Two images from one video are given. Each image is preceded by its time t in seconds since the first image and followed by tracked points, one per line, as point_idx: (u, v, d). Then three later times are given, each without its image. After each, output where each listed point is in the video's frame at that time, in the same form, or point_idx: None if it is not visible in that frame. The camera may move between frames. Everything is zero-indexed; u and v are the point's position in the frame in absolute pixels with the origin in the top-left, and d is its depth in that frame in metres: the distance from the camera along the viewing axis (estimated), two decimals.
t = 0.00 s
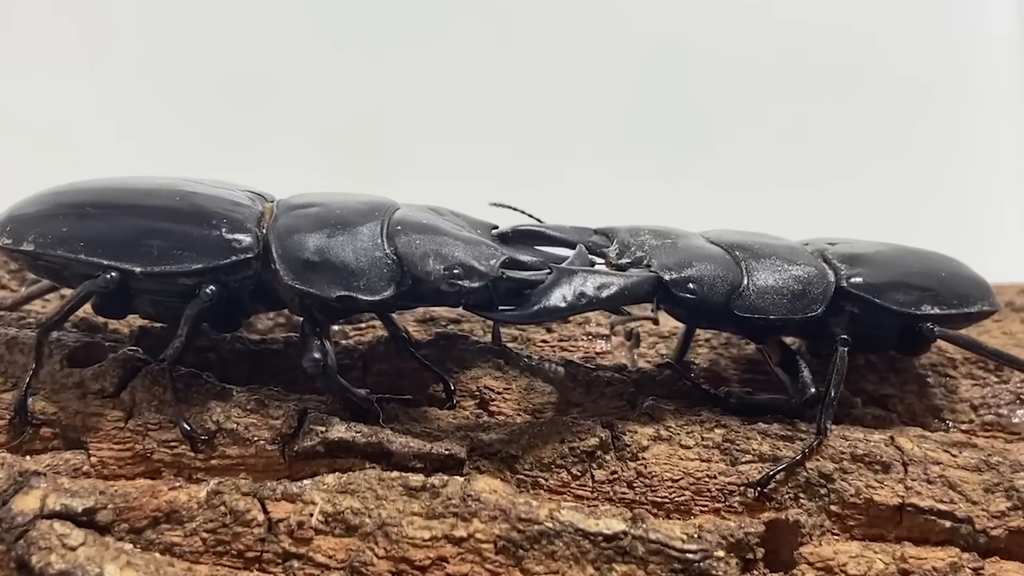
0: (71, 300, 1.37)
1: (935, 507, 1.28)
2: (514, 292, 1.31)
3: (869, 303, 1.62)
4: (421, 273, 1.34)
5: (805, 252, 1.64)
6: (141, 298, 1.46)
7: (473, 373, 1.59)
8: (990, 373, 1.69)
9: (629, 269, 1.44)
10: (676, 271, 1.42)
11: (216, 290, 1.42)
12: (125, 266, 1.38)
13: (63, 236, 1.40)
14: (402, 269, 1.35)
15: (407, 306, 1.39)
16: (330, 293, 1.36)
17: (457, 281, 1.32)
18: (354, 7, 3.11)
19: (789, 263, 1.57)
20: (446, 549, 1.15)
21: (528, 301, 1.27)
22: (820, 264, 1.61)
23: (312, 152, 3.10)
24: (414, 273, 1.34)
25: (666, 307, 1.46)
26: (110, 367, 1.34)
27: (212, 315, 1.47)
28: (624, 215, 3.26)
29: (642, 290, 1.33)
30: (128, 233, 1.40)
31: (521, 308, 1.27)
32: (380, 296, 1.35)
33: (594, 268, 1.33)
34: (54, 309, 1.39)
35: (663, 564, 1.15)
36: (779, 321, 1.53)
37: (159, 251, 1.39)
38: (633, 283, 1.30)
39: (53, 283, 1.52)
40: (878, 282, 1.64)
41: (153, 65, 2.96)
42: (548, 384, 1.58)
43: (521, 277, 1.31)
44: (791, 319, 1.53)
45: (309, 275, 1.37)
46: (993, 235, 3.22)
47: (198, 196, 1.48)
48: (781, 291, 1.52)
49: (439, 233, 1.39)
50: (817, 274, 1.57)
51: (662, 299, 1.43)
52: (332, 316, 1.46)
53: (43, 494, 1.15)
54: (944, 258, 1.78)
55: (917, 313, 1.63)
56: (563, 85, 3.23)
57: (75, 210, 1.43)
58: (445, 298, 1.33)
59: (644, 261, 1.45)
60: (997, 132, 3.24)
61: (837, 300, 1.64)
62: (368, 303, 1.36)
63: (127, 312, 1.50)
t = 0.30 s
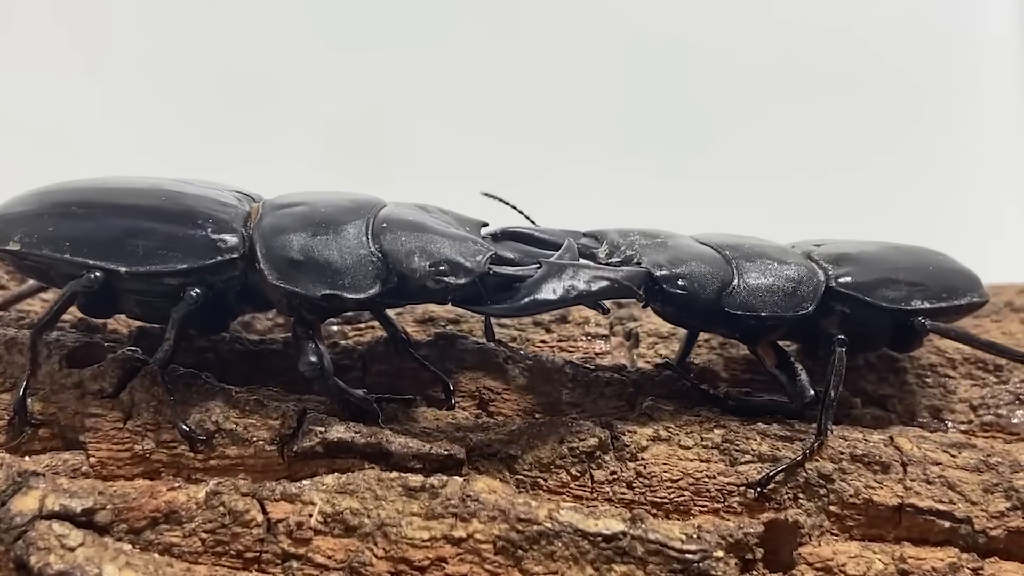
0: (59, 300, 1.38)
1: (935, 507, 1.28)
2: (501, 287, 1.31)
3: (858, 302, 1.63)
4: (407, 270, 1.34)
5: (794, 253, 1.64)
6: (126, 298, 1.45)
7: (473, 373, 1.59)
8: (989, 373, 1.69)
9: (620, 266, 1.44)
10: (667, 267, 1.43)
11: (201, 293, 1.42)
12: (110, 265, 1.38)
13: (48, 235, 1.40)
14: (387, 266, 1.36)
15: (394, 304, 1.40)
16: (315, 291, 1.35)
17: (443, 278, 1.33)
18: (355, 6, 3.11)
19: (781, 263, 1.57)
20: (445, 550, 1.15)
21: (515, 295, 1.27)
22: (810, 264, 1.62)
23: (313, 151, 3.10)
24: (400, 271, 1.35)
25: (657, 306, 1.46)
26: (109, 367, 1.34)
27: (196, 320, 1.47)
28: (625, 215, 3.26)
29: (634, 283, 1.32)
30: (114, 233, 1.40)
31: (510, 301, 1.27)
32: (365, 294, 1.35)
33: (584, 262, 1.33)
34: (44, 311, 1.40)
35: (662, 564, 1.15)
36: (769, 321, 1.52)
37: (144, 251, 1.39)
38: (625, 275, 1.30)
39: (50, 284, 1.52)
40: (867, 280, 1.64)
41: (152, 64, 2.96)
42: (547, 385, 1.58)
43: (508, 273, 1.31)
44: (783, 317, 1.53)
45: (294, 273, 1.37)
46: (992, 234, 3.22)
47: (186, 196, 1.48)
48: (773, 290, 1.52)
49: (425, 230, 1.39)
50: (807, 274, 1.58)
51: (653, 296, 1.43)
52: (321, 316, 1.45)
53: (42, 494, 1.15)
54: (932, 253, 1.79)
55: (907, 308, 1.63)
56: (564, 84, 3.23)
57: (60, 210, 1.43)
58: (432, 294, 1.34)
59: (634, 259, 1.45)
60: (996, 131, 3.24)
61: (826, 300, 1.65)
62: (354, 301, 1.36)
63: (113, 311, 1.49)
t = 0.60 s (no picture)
0: (58, 300, 1.38)
1: (933, 507, 1.28)
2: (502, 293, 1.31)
3: (859, 304, 1.63)
4: (408, 278, 1.34)
5: (796, 257, 1.64)
6: (125, 298, 1.45)
7: (471, 373, 1.60)
8: (987, 373, 1.69)
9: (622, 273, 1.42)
10: (670, 273, 1.41)
11: (199, 298, 1.42)
12: (111, 267, 1.38)
13: (49, 235, 1.41)
14: (389, 274, 1.35)
15: (396, 309, 1.39)
16: (317, 298, 1.35)
17: (444, 286, 1.31)
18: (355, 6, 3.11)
19: (781, 266, 1.57)
20: (444, 550, 1.15)
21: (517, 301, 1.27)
22: (811, 267, 1.61)
23: (313, 151, 3.10)
24: (401, 278, 1.34)
25: (659, 312, 1.44)
26: (108, 368, 1.34)
27: (193, 324, 1.46)
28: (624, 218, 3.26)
29: (632, 292, 1.32)
30: (116, 234, 1.40)
31: (511, 309, 1.27)
32: (367, 301, 1.34)
33: (586, 270, 1.32)
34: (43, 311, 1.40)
35: (660, 564, 1.15)
36: (772, 324, 1.53)
37: (146, 253, 1.39)
38: (625, 284, 1.30)
39: (48, 284, 1.52)
40: (867, 283, 1.64)
41: (152, 63, 2.95)
42: (545, 385, 1.58)
43: (509, 280, 1.31)
44: (784, 322, 1.53)
45: (296, 279, 1.37)
46: (991, 234, 3.23)
47: (187, 197, 1.48)
48: (774, 294, 1.52)
49: (427, 237, 1.39)
50: (808, 276, 1.58)
51: (657, 302, 1.42)
52: (321, 320, 1.44)
53: (40, 494, 1.15)
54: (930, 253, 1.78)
55: (906, 311, 1.63)
56: (564, 84, 3.23)
57: (61, 209, 1.43)
58: (434, 302, 1.34)
59: (637, 265, 1.44)
60: (995, 132, 3.25)
61: (827, 302, 1.64)
62: (356, 308, 1.35)
63: (110, 310, 1.49)
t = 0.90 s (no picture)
0: (52, 300, 1.38)
1: (934, 508, 1.28)
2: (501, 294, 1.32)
3: (858, 306, 1.63)
4: (406, 278, 1.34)
5: (794, 258, 1.64)
6: (121, 297, 1.45)
7: (471, 374, 1.60)
8: (987, 374, 1.69)
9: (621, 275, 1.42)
10: (670, 276, 1.41)
11: (190, 303, 1.42)
12: (108, 266, 1.38)
13: (46, 234, 1.41)
14: (387, 273, 1.35)
15: (394, 309, 1.39)
16: (315, 298, 1.35)
17: (442, 285, 1.31)
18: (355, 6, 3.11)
19: (780, 268, 1.57)
20: (444, 550, 1.15)
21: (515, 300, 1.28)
22: (810, 269, 1.62)
23: (313, 151, 3.10)
24: (399, 278, 1.34)
25: (659, 313, 1.44)
26: (108, 368, 1.34)
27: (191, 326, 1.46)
28: (624, 220, 3.26)
29: (631, 294, 1.33)
30: (113, 233, 1.40)
31: (509, 309, 1.28)
32: (365, 301, 1.34)
33: (583, 271, 1.33)
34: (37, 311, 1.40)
35: (660, 564, 1.15)
36: (771, 326, 1.53)
37: (143, 253, 1.39)
38: (623, 286, 1.31)
39: (49, 284, 1.52)
40: (865, 284, 1.64)
41: (151, 64, 2.95)
42: (545, 385, 1.58)
43: (507, 280, 1.31)
44: (783, 323, 1.53)
45: (293, 279, 1.37)
46: (990, 233, 3.23)
47: (185, 197, 1.48)
48: (774, 295, 1.52)
49: (424, 237, 1.39)
50: (806, 279, 1.58)
51: (656, 305, 1.42)
52: (319, 320, 1.44)
53: (41, 495, 1.15)
54: (926, 254, 1.79)
55: (904, 312, 1.63)
56: (565, 84, 3.22)
57: (59, 209, 1.43)
58: (431, 301, 1.34)
59: (636, 267, 1.43)
60: (995, 133, 3.25)
61: (826, 304, 1.64)
62: (354, 308, 1.35)
63: (106, 309, 1.49)
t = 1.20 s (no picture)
0: (44, 298, 1.38)
1: (934, 508, 1.28)
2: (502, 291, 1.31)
3: (855, 305, 1.63)
4: (399, 273, 1.34)
5: (790, 257, 1.65)
6: (116, 296, 1.45)
7: (471, 373, 1.60)
8: (987, 374, 1.69)
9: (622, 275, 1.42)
10: (671, 275, 1.42)
11: (187, 298, 1.42)
12: (101, 263, 1.38)
13: (40, 231, 1.41)
14: (380, 268, 1.35)
15: (388, 306, 1.39)
16: (308, 293, 1.35)
17: (436, 281, 1.32)
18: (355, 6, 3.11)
19: (779, 268, 1.57)
20: (445, 550, 1.15)
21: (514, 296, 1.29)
22: (807, 269, 1.62)
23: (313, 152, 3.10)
24: (393, 273, 1.34)
25: (659, 314, 1.44)
26: (108, 368, 1.34)
27: (191, 325, 1.47)
28: (625, 221, 3.26)
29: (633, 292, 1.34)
30: (107, 231, 1.40)
31: (508, 304, 1.28)
32: (358, 296, 1.34)
33: (583, 269, 1.34)
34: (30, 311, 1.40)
35: (661, 565, 1.15)
36: (770, 325, 1.52)
37: (136, 250, 1.39)
38: (625, 284, 1.32)
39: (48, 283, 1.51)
40: (862, 283, 1.64)
41: (152, 64, 2.95)
42: (545, 385, 1.58)
43: (506, 276, 1.30)
44: (783, 322, 1.53)
45: (287, 275, 1.37)
46: (989, 233, 3.23)
47: (180, 195, 1.48)
48: (773, 295, 1.52)
49: (418, 233, 1.39)
50: (805, 278, 1.58)
51: (657, 304, 1.42)
52: (316, 317, 1.44)
53: (40, 495, 1.15)
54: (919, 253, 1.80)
55: (902, 310, 1.64)
56: (566, 85, 3.23)
57: (53, 206, 1.43)
58: (425, 297, 1.34)
59: (636, 267, 1.44)
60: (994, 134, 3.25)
61: (824, 303, 1.65)
62: (347, 303, 1.35)
63: (101, 309, 1.49)
